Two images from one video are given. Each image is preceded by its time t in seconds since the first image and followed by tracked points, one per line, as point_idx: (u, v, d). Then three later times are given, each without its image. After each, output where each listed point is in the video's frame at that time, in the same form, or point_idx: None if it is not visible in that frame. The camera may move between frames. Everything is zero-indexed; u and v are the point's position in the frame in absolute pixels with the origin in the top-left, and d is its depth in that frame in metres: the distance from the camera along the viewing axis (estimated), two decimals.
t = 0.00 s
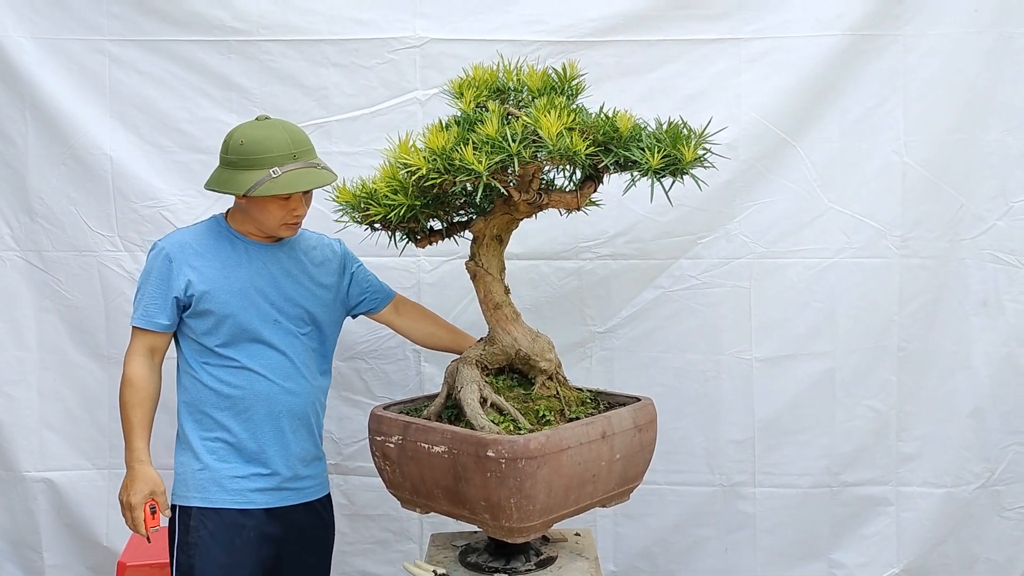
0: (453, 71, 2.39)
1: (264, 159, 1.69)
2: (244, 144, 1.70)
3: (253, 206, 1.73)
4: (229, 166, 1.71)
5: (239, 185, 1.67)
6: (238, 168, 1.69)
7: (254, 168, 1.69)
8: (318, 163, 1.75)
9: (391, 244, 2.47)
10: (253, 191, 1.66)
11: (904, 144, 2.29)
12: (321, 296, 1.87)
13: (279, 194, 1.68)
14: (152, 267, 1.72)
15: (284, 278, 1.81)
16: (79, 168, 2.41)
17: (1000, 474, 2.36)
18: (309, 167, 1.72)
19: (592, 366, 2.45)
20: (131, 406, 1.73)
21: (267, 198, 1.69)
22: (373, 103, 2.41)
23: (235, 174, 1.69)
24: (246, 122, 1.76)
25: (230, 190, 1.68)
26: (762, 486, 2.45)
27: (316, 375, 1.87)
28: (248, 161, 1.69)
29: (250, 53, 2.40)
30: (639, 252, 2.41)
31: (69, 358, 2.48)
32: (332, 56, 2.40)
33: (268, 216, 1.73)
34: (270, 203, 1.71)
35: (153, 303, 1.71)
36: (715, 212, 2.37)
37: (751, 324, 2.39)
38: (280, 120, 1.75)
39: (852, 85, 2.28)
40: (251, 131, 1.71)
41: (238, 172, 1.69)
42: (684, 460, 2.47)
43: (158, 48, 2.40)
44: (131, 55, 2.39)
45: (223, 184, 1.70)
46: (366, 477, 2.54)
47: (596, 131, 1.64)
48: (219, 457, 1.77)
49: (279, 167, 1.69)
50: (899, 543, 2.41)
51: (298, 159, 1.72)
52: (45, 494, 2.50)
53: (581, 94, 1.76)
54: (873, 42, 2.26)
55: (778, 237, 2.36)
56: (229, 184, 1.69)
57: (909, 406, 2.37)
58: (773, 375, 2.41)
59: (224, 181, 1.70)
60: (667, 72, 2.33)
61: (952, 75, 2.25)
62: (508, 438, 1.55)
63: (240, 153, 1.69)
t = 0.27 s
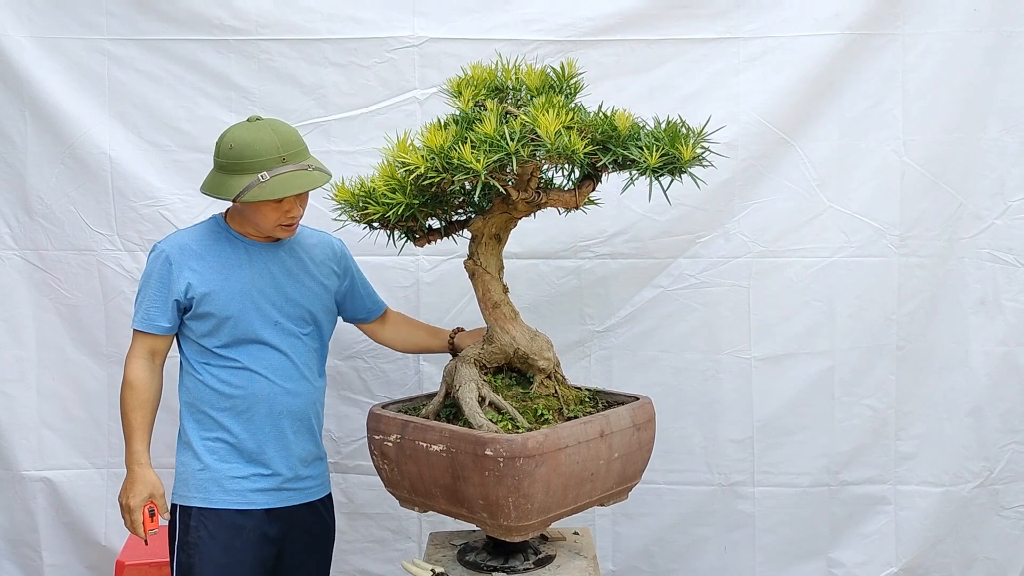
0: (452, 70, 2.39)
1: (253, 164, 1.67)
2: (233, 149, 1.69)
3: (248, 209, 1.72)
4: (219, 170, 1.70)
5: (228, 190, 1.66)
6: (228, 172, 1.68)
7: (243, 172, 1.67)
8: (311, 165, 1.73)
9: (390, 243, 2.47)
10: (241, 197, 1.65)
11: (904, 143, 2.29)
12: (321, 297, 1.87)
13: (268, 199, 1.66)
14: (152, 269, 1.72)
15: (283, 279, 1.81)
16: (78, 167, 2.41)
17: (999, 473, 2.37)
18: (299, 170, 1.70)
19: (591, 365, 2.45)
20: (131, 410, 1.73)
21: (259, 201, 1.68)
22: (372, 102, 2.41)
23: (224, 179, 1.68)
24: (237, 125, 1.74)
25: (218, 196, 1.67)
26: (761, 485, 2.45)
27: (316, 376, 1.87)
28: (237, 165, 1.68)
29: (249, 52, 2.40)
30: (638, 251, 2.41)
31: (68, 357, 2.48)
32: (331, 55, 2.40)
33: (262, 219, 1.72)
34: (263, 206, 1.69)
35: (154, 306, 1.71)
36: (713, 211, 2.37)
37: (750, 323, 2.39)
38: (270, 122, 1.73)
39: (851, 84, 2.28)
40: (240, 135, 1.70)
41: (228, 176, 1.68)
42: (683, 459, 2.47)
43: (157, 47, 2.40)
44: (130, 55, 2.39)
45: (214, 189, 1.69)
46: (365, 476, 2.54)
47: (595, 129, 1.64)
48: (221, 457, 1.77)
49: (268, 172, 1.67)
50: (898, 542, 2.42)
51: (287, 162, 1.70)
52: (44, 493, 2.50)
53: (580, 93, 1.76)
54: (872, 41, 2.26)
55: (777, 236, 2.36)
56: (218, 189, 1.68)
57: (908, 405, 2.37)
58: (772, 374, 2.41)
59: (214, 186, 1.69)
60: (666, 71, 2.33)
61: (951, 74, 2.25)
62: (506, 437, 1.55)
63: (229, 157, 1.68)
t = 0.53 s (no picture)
0: (452, 68, 2.39)
1: (249, 167, 1.67)
2: (230, 152, 1.68)
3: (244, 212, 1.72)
4: (216, 173, 1.69)
5: (224, 194, 1.66)
6: (224, 175, 1.68)
7: (240, 176, 1.67)
8: (308, 167, 1.73)
9: (389, 242, 2.47)
10: (238, 202, 1.65)
11: (904, 142, 2.29)
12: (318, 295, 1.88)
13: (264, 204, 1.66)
14: (150, 270, 1.70)
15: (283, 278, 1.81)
16: (79, 166, 2.41)
17: (999, 472, 2.37)
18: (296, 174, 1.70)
19: (591, 364, 2.45)
20: (132, 413, 1.70)
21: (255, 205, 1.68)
22: (372, 101, 2.41)
23: (221, 182, 1.68)
24: (233, 126, 1.73)
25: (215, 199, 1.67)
26: (761, 484, 2.45)
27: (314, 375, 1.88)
28: (233, 168, 1.67)
29: (249, 50, 2.40)
30: (638, 250, 2.41)
31: (68, 356, 2.48)
32: (331, 54, 2.40)
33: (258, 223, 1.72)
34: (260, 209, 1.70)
35: (154, 307, 1.69)
36: (713, 209, 2.37)
37: (750, 321, 2.39)
38: (267, 123, 1.73)
39: (851, 83, 2.29)
40: (236, 137, 1.69)
41: (224, 179, 1.68)
42: (683, 458, 2.47)
43: (157, 46, 2.40)
44: (130, 53, 2.39)
45: (210, 192, 1.68)
46: (365, 474, 2.54)
47: (595, 127, 1.64)
48: (222, 458, 1.76)
49: (265, 175, 1.67)
50: (897, 541, 2.42)
51: (284, 166, 1.70)
52: (44, 492, 2.50)
53: (580, 91, 1.76)
54: (872, 40, 2.26)
55: (777, 235, 2.36)
56: (215, 192, 1.68)
57: (908, 404, 2.37)
58: (772, 373, 2.41)
59: (211, 189, 1.69)
60: (666, 70, 2.33)
61: (950, 73, 2.25)
62: (507, 435, 1.55)
63: (226, 160, 1.68)
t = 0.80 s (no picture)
0: (454, 68, 2.39)
1: (243, 168, 1.67)
2: (224, 152, 1.68)
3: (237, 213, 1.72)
4: (209, 173, 1.69)
5: (217, 195, 1.66)
6: (218, 176, 1.68)
7: (233, 176, 1.67)
8: (302, 171, 1.73)
9: (390, 241, 2.47)
10: (231, 203, 1.65)
11: (905, 142, 2.29)
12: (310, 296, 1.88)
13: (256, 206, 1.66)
14: (142, 273, 1.69)
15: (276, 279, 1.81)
16: (80, 165, 2.41)
17: (1000, 472, 2.36)
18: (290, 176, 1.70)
19: (592, 363, 2.45)
20: (129, 416, 1.70)
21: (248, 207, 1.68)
22: (373, 101, 2.41)
23: (214, 183, 1.68)
24: (228, 125, 1.73)
25: (208, 200, 1.67)
26: (762, 484, 2.45)
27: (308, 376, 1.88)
28: (226, 169, 1.67)
29: (250, 50, 2.40)
30: (639, 250, 2.41)
31: (69, 356, 2.48)
32: (332, 54, 2.40)
33: (250, 225, 1.72)
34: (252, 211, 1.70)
35: (147, 310, 1.68)
36: (714, 209, 2.37)
37: (751, 321, 2.39)
38: (262, 124, 1.73)
39: (852, 83, 2.29)
40: (230, 138, 1.69)
41: (217, 180, 1.68)
42: (684, 458, 2.47)
43: (158, 45, 2.40)
44: (131, 53, 2.39)
45: (203, 192, 1.68)
46: (366, 474, 2.54)
47: (597, 127, 1.63)
48: (219, 462, 1.76)
49: (258, 177, 1.67)
50: (899, 541, 2.42)
51: (278, 168, 1.70)
52: (44, 492, 2.50)
53: (581, 90, 1.76)
54: (874, 40, 2.26)
55: (778, 235, 2.36)
56: (208, 192, 1.68)
57: (909, 404, 2.37)
58: (773, 373, 2.41)
59: (203, 189, 1.69)
60: (667, 69, 2.33)
61: (952, 73, 2.25)
62: (508, 435, 1.54)
63: (219, 161, 1.68)
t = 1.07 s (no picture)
0: (455, 68, 2.39)
1: (228, 167, 1.65)
2: (207, 152, 1.66)
3: (221, 215, 1.70)
4: (192, 174, 1.67)
5: (201, 196, 1.64)
6: (201, 176, 1.66)
7: (218, 176, 1.65)
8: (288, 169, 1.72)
9: (391, 241, 2.47)
10: (217, 203, 1.63)
11: (906, 141, 2.29)
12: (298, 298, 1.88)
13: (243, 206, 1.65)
14: (127, 286, 1.66)
15: (264, 283, 1.80)
16: (81, 165, 2.41)
17: (1001, 472, 2.36)
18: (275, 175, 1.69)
19: (593, 363, 2.45)
20: (119, 435, 1.67)
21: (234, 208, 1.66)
22: (374, 100, 2.41)
23: (197, 183, 1.65)
24: (208, 125, 1.71)
25: (193, 201, 1.65)
26: (763, 484, 2.45)
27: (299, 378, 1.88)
28: (210, 169, 1.65)
29: (251, 50, 2.40)
30: (640, 249, 2.40)
31: (69, 355, 2.48)
32: (333, 54, 2.39)
33: (236, 226, 1.70)
34: (238, 212, 1.68)
35: (135, 323, 1.66)
36: (715, 209, 2.37)
37: (752, 321, 2.39)
38: (244, 124, 1.71)
39: (853, 83, 2.29)
40: (213, 137, 1.67)
41: (201, 180, 1.66)
42: (684, 458, 2.47)
43: (158, 45, 2.39)
44: (131, 52, 2.39)
45: (185, 193, 1.66)
46: (367, 474, 2.54)
47: (598, 126, 1.63)
48: (217, 472, 1.75)
49: (243, 177, 1.65)
50: (900, 541, 2.42)
51: (264, 167, 1.68)
52: (44, 492, 2.50)
53: (583, 90, 1.76)
54: (875, 40, 2.26)
55: (779, 234, 2.36)
56: (192, 193, 1.65)
57: (910, 403, 2.37)
58: (774, 372, 2.41)
59: (186, 190, 1.66)
60: (668, 69, 2.33)
61: (953, 73, 2.25)
62: (509, 434, 1.54)
63: (202, 161, 1.66)
